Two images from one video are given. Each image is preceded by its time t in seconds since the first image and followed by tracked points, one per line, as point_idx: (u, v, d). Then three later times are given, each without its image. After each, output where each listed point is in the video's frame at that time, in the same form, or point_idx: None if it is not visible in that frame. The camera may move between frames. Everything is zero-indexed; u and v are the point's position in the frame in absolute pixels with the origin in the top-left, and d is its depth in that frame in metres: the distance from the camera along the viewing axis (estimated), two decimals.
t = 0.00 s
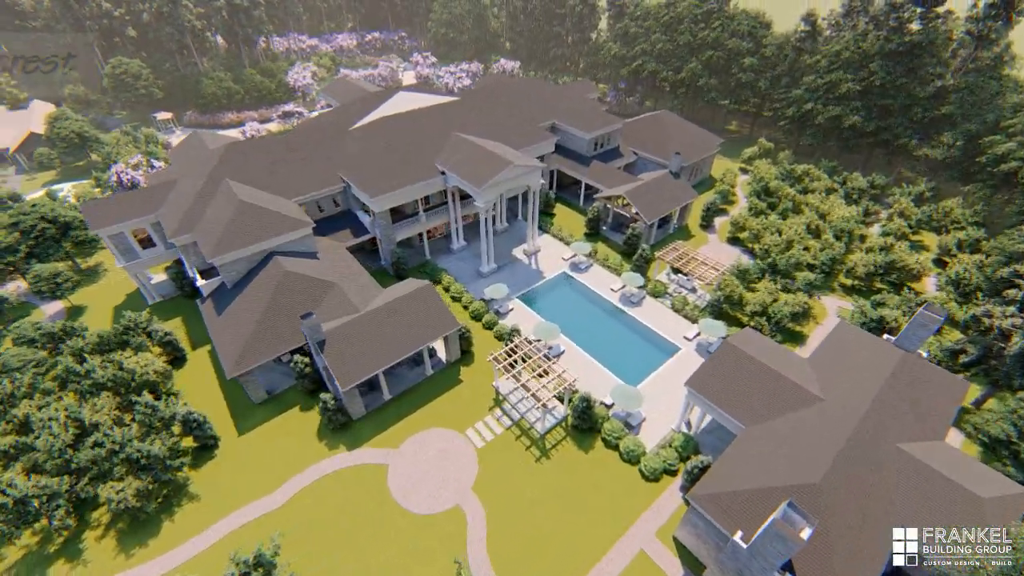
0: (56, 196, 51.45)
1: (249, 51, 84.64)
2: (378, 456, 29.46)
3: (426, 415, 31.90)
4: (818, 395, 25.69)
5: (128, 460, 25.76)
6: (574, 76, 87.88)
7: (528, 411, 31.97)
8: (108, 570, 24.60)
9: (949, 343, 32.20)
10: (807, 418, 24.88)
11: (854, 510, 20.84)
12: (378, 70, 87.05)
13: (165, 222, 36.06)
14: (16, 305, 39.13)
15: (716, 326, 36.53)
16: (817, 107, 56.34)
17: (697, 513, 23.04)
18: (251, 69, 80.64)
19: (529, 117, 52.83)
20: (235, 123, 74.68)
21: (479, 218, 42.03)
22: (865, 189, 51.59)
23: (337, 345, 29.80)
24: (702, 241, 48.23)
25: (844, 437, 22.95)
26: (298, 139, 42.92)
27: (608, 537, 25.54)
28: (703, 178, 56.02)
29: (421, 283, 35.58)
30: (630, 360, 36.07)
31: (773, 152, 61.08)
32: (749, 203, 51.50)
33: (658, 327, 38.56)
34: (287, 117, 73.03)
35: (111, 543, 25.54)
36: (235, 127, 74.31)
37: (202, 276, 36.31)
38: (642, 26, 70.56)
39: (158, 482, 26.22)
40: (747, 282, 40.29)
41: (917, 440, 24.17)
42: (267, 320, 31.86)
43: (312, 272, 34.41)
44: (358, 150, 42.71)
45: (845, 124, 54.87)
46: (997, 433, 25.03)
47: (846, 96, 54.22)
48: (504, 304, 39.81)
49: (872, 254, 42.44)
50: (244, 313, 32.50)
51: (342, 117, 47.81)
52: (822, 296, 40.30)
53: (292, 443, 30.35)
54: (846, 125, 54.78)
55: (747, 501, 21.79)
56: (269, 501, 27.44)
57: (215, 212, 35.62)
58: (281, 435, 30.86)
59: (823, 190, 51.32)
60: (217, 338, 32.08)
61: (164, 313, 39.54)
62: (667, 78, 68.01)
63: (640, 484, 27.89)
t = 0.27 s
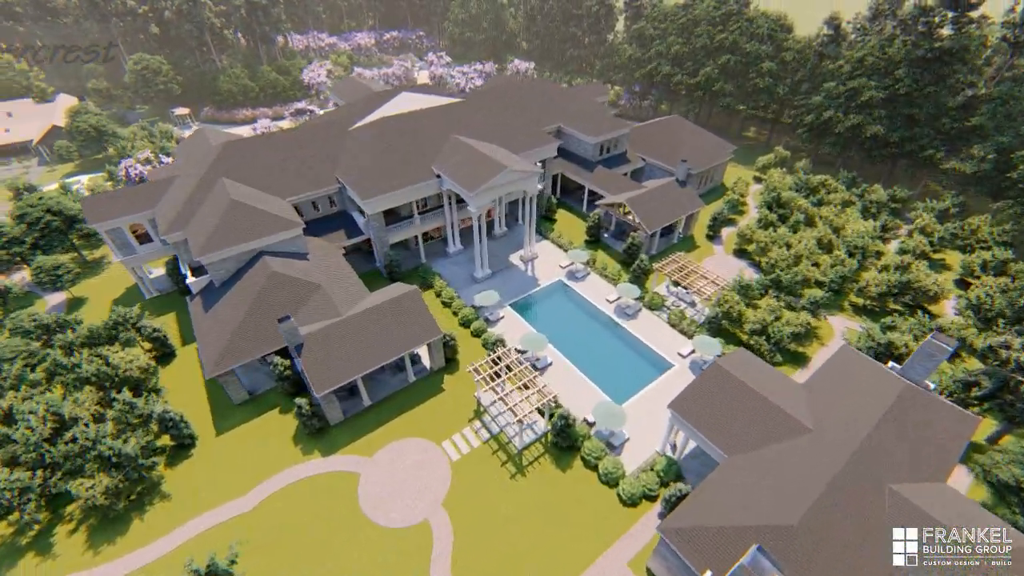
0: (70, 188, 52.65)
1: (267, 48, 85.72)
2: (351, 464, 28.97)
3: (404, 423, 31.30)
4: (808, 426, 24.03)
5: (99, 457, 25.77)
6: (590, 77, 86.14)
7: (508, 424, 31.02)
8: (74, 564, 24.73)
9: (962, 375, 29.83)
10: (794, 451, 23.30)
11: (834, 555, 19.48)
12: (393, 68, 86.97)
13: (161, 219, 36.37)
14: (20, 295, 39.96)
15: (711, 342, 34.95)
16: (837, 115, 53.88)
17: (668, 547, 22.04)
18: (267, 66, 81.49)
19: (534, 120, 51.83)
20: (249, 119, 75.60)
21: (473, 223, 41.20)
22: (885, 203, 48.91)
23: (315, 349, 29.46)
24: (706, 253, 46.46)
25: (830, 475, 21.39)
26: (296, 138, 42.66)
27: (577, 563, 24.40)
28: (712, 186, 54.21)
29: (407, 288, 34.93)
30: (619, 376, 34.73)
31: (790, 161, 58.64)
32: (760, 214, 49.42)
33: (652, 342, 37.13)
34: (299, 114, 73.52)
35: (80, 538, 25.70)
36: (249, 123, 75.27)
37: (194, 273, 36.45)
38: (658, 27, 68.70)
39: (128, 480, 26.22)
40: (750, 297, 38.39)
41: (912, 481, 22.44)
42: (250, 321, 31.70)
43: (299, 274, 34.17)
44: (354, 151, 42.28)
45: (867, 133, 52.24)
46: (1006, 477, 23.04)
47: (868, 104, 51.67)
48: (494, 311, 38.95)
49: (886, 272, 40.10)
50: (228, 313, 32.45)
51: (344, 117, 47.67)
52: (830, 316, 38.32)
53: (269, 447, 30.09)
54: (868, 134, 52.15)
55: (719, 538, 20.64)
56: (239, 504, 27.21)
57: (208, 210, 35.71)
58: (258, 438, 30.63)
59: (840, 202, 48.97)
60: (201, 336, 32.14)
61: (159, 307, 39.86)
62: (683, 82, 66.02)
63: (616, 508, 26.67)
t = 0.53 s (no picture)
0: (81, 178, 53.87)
1: (282, 42, 86.41)
2: (323, 468, 28.82)
3: (380, 428, 31.00)
4: (789, 457, 22.66)
5: (74, 451, 26.05)
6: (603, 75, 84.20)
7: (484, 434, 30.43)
8: (46, 555, 25.16)
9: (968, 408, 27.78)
10: (771, 483, 22.12)
11: None
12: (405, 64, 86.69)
13: (156, 215, 36.72)
14: (24, 283, 40.93)
15: (701, 359, 33.58)
16: (857, 121, 51.39)
17: None
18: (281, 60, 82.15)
19: (537, 120, 50.80)
20: (261, 112, 76.42)
21: (465, 225, 40.57)
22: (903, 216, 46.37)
23: (291, 351, 29.32)
24: (707, 263, 44.88)
25: (806, 514, 20.14)
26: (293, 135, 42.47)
27: None
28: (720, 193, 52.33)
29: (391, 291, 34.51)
30: (604, 389, 33.67)
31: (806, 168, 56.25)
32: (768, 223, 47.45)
33: (642, 355, 35.97)
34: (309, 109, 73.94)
35: (55, 529, 26.11)
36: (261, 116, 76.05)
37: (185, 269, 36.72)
38: (674, 25, 66.56)
39: (102, 474, 26.50)
40: (747, 312, 36.83)
41: (895, 522, 21.12)
42: (232, 319, 31.79)
43: (284, 273, 34.15)
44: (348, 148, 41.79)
45: (888, 141, 49.68)
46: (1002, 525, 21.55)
47: (891, 110, 49.10)
48: (481, 317, 38.30)
49: (897, 290, 37.97)
50: (212, 311, 32.58)
51: (343, 114, 47.51)
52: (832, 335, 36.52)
53: (244, 446, 30.13)
54: (889, 142, 49.60)
55: (682, 575, 19.71)
56: (209, 503, 27.28)
57: (200, 207, 35.85)
58: (234, 436, 30.70)
59: (854, 214, 46.69)
60: (186, 333, 32.36)
61: (154, 300, 40.29)
62: (697, 83, 63.86)
63: (586, 529, 25.81)
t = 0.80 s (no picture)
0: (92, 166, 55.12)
1: (296, 32, 86.68)
2: (295, 467, 28.98)
3: (355, 429, 30.99)
4: (759, 487, 21.65)
5: (53, 440, 26.70)
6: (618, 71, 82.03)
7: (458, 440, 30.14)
8: (25, 539, 25.98)
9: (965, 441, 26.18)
10: (737, 512, 21.26)
11: None
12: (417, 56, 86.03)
13: (150, 208, 37.15)
14: (28, 269, 42.05)
15: (686, 373, 32.48)
16: (876, 126, 48.87)
17: None
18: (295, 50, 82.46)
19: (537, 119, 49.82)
20: (272, 103, 76.97)
21: (455, 226, 40.04)
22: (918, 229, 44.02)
23: (267, 350, 29.40)
24: (706, 271, 43.43)
25: (767, 549, 19.45)
26: (289, 129, 42.41)
27: None
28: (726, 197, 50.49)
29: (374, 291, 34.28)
30: (585, 400, 32.84)
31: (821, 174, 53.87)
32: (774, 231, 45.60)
33: (627, 365, 35.02)
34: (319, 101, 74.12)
35: (34, 515, 26.92)
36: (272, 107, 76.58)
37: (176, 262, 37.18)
38: (690, 21, 64.21)
39: (80, 464, 27.12)
40: (741, 326, 35.50)
41: (867, 561, 20.11)
42: (215, 315, 32.05)
43: (269, 270, 34.28)
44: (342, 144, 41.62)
45: (908, 148, 47.12)
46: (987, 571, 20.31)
47: (912, 115, 46.50)
48: (466, 320, 37.90)
49: (904, 308, 36.03)
50: (196, 305, 32.94)
51: (343, 108, 47.32)
52: (830, 353, 34.95)
53: (221, 440, 30.51)
54: (909, 148, 47.04)
55: None
56: (182, 497, 27.73)
57: (191, 201, 36.11)
58: (212, 431, 31.08)
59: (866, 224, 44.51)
60: (171, 326, 32.79)
61: (149, 290, 40.94)
62: (711, 81, 61.59)
63: (550, 545, 25.28)
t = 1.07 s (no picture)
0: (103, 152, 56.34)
1: (309, 19, 86.52)
2: (268, 461, 29.45)
3: (330, 426, 31.24)
4: (720, 513, 20.97)
5: (37, 426, 27.62)
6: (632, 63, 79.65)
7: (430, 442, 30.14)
8: (10, 518, 27.12)
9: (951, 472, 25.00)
10: (696, 537, 20.72)
11: None
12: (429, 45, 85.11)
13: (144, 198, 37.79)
14: (34, 254, 43.32)
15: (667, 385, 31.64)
16: (893, 130, 46.42)
17: None
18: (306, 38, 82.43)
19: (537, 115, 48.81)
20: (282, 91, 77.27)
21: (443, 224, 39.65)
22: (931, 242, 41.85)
23: (244, 345, 29.74)
24: (702, 278, 42.19)
25: None
26: (285, 122, 42.43)
27: None
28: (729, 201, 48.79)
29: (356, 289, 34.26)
30: (563, 407, 32.32)
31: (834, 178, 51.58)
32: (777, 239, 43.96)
33: (609, 374, 34.34)
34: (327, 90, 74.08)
35: (19, 495, 28.02)
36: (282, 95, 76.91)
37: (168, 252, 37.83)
38: (705, 13, 61.72)
39: (62, 449, 28.04)
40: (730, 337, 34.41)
41: None
42: (199, 307, 32.52)
43: (254, 265, 34.55)
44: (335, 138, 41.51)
45: (927, 155, 44.65)
46: None
47: (933, 119, 43.96)
48: (451, 320, 37.65)
49: (906, 326, 34.34)
50: (183, 297, 33.48)
51: (340, 101, 47.12)
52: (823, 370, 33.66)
53: (200, 431, 31.16)
54: (928, 155, 44.58)
55: None
56: (158, 485, 28.50)
57: (183, 193, 36.57)
58: (193, 421, 31.75)
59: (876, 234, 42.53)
60: (157, 316, 33.47)
61: (145, 279, 41.80)
62: (724, 77, 59.26)
63: (510, 556, 25.11)
